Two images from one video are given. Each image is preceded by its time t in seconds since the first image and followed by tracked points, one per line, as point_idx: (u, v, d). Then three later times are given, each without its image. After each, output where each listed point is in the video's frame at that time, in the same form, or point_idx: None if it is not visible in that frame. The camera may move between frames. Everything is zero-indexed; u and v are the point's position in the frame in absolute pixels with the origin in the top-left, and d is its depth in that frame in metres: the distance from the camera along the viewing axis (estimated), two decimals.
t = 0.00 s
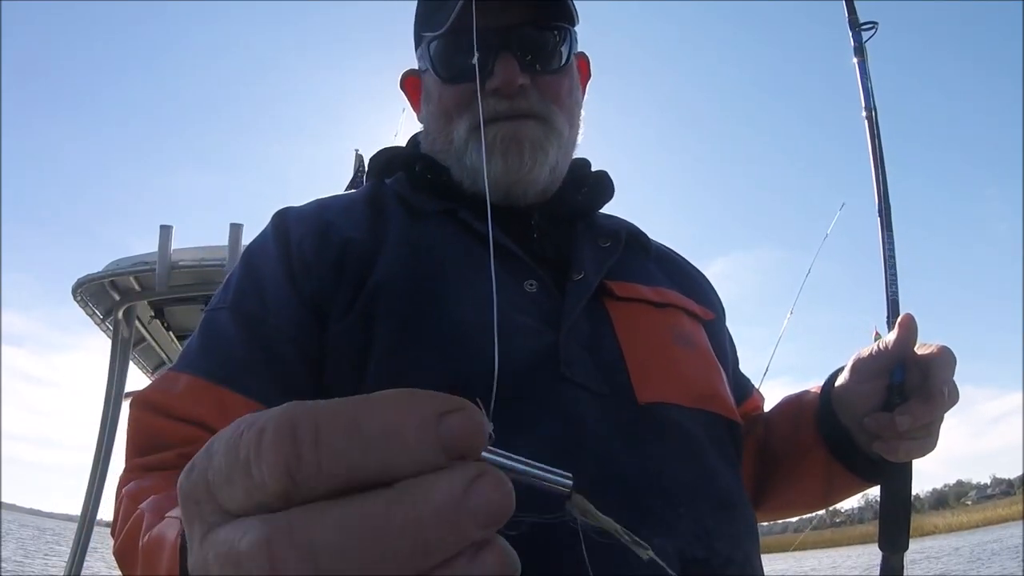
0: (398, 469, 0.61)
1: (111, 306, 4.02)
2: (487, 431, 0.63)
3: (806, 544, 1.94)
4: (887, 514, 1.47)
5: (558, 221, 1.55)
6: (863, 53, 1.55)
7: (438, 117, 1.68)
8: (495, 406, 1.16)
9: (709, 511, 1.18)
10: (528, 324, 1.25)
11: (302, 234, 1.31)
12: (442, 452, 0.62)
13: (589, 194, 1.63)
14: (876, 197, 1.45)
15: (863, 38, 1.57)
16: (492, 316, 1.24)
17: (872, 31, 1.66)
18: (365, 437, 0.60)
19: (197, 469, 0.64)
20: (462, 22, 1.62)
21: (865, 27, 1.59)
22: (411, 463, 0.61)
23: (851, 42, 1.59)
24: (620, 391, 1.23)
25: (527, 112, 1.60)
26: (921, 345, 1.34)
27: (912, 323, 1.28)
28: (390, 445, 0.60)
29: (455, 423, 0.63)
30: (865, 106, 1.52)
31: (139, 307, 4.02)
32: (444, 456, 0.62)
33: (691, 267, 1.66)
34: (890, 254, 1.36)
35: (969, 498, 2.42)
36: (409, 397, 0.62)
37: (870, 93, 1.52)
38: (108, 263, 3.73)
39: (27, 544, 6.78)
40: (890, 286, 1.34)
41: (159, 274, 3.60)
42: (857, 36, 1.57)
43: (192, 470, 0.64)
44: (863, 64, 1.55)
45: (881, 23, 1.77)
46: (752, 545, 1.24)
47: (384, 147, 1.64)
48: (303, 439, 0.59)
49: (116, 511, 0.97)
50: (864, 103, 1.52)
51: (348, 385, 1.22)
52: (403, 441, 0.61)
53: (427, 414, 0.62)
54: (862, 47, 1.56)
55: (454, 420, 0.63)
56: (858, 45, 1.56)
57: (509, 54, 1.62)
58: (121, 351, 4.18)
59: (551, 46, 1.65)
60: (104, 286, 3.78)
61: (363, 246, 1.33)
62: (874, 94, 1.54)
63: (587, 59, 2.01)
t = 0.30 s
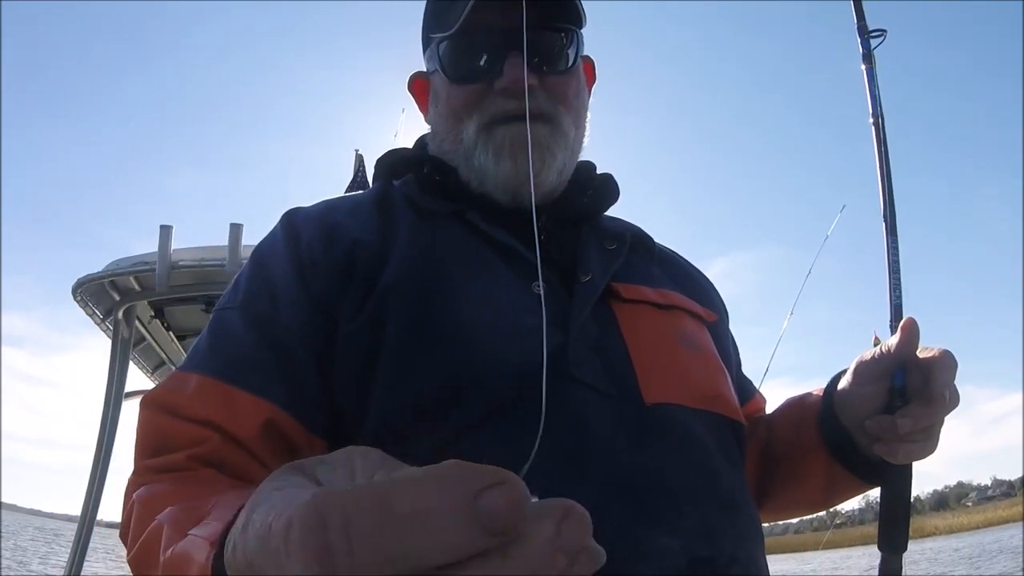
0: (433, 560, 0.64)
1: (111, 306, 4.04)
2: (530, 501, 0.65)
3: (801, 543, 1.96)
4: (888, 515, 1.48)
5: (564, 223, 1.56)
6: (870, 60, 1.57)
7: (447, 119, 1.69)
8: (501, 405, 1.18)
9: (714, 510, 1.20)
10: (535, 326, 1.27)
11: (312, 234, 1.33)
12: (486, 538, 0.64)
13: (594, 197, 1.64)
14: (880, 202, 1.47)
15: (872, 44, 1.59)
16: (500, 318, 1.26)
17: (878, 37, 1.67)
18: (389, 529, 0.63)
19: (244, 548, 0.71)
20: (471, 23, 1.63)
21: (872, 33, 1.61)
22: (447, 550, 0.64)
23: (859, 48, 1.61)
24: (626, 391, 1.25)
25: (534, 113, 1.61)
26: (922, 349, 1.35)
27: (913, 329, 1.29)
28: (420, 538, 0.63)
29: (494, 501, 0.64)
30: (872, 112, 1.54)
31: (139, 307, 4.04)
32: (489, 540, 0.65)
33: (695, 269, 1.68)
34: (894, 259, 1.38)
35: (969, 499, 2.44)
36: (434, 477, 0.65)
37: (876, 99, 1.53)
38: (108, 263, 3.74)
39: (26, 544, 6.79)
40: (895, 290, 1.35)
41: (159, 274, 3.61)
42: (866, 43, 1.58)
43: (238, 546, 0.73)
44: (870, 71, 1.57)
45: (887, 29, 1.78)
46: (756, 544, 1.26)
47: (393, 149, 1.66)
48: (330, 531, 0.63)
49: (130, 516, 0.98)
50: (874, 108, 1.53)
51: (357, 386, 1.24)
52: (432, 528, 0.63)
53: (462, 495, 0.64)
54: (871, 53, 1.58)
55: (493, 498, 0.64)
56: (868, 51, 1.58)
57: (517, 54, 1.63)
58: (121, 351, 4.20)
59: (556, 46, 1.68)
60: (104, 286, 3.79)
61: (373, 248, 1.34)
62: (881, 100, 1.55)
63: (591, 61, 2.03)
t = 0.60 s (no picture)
0: None
1: (111, 306, 4.05)
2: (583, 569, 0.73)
3: (802, 544, 1.98)
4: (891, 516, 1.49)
5: (571, 225, 1.58)
6: (873, 67, 1.59)
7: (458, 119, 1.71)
8: (508, 405, 1.19)
9: (720, 510, 1.21)
10: (544, 326, 1.28)
11: (324, 234, 1.35)
12: None
13: (601, 200, 1.66)
14: (883, 207, 1.49)
15: (873, 53, 1.60)
16: (509, 318, 1.27)
17: (881, 45, 1.69)
18: None
19: None
20: (484, 23, 1.64)
21: (875, 41, 1.63)
22: None
23: (860, 56, 1.63)
24: (633, 390, 1.27)
25: (546, 114, 1.63)
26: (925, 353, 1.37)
27: (916, 333, 1.31)
28: None
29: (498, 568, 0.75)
30: (874, 120, 1.55)
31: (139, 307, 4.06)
32: None
33: (700, 272, 1.70)
34: (896, 264, 1.39)
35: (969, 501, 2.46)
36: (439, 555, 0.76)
37: (878, 106, 1.55)
38: (108, 263, 3.76)
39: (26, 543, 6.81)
40: (897, 295, 1.37)
41: (159, 274, 3.63)
42: (868, 50, 1.60)
43: None
44: (872, 78, 1.58)
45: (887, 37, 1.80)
46: (761, 543, 1.27)
47: (404, 149, 1.67)
48: None
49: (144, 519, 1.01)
50: (875, 115, 1.54)
51: (368, 386, 1.25)
52: None
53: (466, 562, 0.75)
54: (871, 61, 1.59)
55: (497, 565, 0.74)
56: (868, 58, 1.59)
57: (529, 56, 1.65)
58: (121, 351, 4.21)
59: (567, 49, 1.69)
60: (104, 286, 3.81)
61: (384, 248, 1.36)
62: (882, 107, 1.57)
63: (600, 65, 2.05)
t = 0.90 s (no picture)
0: None
1: (111, 306, 4.05)
2: None
3: (801, 545, 1.98)
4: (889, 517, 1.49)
5: (571, 225, 1.58)
6: (876, 69, 1.59)
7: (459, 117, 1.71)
8: (509, 406, 1.19)
9: (721, 510, 1.22)
10: (544, 326, 1.29)
11: (324, 233, 1.35)
12: None
13: (601, 200, 1.66)
14: (885, 209, 1.49)
15: (876, 56, 1.60)
16: (510, 318, 1.28)
17: (885, 48, 1.69)
18: None
19: None
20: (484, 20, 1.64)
21: (878, 44, 1.63)
22: None
23: (862, 60, 1.63)
24: (634, 391, 1.27)
25: (546, 110, 1.63)
26: (925, 356, 1.37)
27: (917, 337, 1.31)
28: None
29: None
30: (877, 123, 1.55)
31: (140, 307, 4.06)
32: None
33: (701, 274, 1.70)
34: (897, 267, 1.39)
35: (970, 502, 2.47)
36: None
37: (881, 109, 1.55)
38: (108, 263, 3.76)
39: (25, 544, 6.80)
40: (898, 299, 1.37)
41: (159, 274, 3.63)
42: (871, 53, 1.60)
43: None
44: (875, 80, 1.58)
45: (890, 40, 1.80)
46: (761, 543, 1.27)
47: (403, 148, 1.67)
48: None
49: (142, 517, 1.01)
50: (877, 118, 1.55)
51: (369, 385, 1.25)
52: None
53: None
54: (874, 65, 1.59)
55: None
56: (871, 61, 1.60)
57: (530, 53, 1.65)
58: (121, 351, 4.22)
59: (566, 47, 1.69)
60: (104, 285, 3.81)
61: (385, 249, 1.36)
62: (885, 110, 1.57)
63: (598, 64, 2.05)
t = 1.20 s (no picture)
0: None
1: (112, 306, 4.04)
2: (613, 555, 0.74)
3: (800, 543, 1.98)
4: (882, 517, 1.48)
5: (568, 223, 1.57)
6: (877, 66, 1.57)
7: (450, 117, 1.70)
8: (504, 405, 1.18)
9: (719, 511, 1.21)
10: (539, 326, 1.28)
11: (317, 233, 1.34)
12: None
13: (597, 198, 1.65)
14: (885, 206, 1.48)
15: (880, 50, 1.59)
16: (504, 317, 1.27)
17: (887, 44, 1.68)
18: None
19: None
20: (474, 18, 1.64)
21: (880, 39, 1.61)
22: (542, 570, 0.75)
23: (867, 54, 1.61)
24: (630, 391, 1.26)
25: (537, 109, 1.62)
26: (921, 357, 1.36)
27: (912, 337, 1.30)
28: None
29: None
30: (879, 120, 1.54)
31: (140, 307, 4.05)
32: None
33: (697, 272, 1.69)
34: (896, 266, 1.38)
35: (971, 501, 2.47)
36: None
37: (883, 106, 1.54)
38: (108, 263, 3.75)
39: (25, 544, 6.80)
40: (896, 297, 1.36)
41: (160, 274, 3.62)
42: (874, 49, 1.59)
43: None
44: (877, 77, 1.57)
45: (894, 36, 1.78)
46: (759, 543, 1.26)
47: (395, 148, 1.66)
48: None
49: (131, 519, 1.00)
50: (881, 114, 1.53)
51: (363, 384, 1.24)
52: None
53: None
54: (878, 59, 1.58)
55: None
56: (875, 57, 1.58)
57: (520, 52, 1.64)
58: (121, 351, 4.21)
59: (557, 44, 1.68)
60: (104, 286, 3.80)
61: (379, 248, 1.35)
62: (888, 107, 1.55)
63: (592, 62, 2.04)
